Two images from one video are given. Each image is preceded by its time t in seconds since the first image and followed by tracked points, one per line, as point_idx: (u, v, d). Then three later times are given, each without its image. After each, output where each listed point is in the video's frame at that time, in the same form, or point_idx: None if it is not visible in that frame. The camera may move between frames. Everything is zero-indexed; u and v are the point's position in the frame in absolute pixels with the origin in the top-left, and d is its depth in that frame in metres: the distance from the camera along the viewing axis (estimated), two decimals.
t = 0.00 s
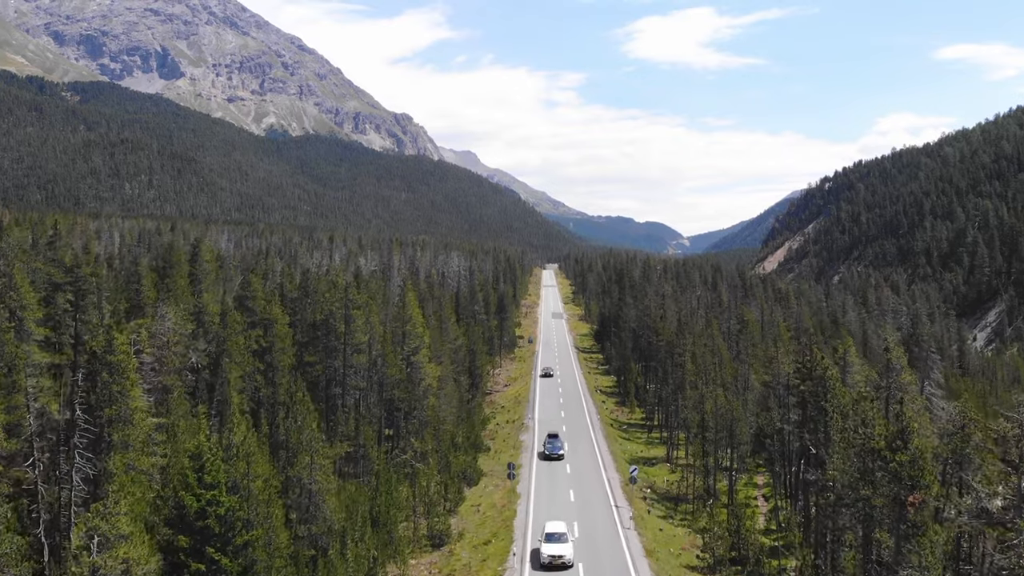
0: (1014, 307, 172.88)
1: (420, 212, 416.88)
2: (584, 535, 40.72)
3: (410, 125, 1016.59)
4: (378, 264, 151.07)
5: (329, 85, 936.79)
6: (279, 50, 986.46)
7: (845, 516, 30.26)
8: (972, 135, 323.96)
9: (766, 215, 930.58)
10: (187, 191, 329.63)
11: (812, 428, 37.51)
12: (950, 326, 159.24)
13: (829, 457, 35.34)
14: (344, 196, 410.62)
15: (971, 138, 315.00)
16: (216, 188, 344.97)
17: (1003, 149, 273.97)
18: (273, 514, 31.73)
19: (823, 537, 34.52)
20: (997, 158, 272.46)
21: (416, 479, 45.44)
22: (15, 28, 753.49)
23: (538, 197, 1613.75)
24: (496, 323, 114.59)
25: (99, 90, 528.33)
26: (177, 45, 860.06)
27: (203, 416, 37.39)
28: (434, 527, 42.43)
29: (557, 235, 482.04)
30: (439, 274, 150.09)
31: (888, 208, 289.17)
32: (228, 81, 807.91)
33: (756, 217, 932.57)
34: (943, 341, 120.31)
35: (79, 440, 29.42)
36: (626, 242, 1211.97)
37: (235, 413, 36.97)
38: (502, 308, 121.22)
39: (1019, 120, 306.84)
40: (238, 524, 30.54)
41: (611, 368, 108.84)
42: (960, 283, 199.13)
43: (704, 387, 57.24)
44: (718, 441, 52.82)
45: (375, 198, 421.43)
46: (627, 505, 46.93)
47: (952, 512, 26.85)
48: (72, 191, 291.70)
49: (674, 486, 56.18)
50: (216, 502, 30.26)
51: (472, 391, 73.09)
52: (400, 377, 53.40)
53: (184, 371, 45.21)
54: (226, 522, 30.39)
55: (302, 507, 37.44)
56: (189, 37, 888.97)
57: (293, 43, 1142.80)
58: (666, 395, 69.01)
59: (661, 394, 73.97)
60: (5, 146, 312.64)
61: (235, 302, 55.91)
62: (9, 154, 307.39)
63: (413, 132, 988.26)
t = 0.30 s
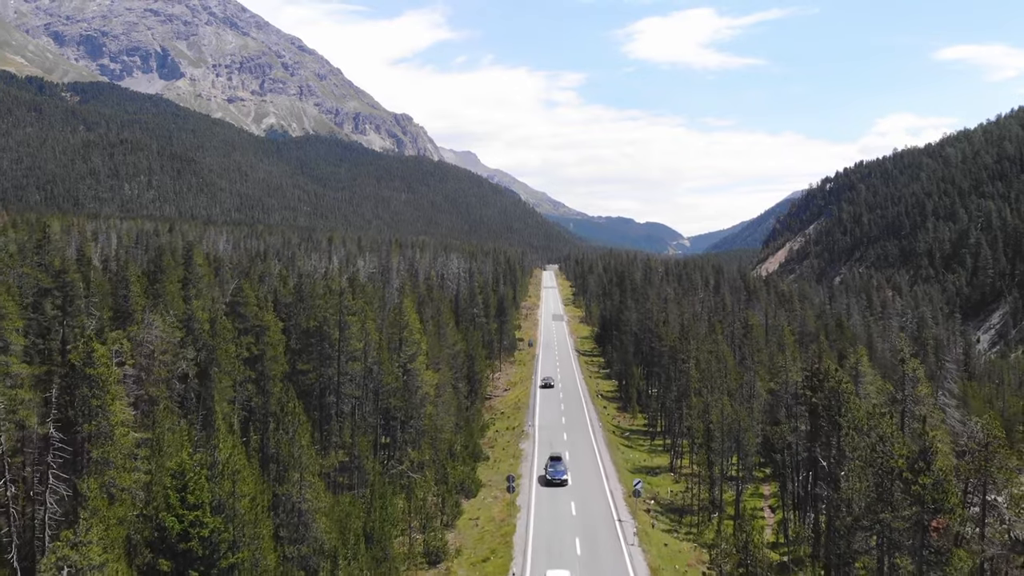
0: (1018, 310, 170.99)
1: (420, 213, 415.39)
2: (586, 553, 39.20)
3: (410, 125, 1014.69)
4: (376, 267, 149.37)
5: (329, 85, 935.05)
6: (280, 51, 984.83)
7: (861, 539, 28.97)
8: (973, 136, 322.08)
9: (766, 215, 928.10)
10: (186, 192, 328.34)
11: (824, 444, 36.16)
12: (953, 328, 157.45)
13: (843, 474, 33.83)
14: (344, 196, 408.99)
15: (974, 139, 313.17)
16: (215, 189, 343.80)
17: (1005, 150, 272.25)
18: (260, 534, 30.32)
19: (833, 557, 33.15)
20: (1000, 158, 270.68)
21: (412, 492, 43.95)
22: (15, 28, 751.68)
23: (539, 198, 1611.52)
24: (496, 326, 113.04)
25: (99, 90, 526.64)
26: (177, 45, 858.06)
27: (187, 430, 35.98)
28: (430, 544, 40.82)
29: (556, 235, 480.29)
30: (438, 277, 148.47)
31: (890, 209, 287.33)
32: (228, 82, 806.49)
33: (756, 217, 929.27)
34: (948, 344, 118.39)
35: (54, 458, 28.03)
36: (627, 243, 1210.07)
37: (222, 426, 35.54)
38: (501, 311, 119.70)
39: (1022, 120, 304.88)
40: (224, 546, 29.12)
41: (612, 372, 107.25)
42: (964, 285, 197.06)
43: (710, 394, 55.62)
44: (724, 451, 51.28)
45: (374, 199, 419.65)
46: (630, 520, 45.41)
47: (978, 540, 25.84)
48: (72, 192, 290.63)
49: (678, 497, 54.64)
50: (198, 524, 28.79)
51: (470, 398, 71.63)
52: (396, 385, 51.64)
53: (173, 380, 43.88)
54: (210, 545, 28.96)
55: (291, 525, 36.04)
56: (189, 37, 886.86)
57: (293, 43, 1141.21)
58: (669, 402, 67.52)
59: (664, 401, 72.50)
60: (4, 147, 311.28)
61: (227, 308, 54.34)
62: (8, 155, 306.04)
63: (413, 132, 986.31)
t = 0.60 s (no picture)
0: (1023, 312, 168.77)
1: (420, 213, 413.86)
2: (589, 569, 37.76)
3: (410, 126, 1013.63)
4: (374, 269, 147.74)
5: (328, 86, 933.84)
6: (280, 51, 982.84)
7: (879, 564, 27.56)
8: (975, 136, 320.73)
9: (766, 216, 926.10)
10: (186, 193, 327.17)
11: (838, 458, 34.74)
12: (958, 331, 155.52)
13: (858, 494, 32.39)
14: (343, 197, 407.36)
15: (975, 139, 311.47)
16: (214, 189, 342.31)
17: (1007, 151, 270.55)
18: (246, 559, 28.89)
19: None
20: (1002, 159, 268.98)
21: (409, 506, 42.56)
22: (15, 29, 750.73)
23: (539, 198, 1608.97)
24: (495, 329, 111.57)
25: (99, 91, 525.49)
26: (177, 46, 855.46)
27: (171, 447, 34.54)
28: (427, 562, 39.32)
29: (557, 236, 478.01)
30: (437, 279, 147.11)
31: (891, 210, 285.77)
32: (228, 82, 804.73)
33: (757, 218, 927.23)
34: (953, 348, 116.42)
35: (26, 479, 26.74)
36: (627, 243, 1209.06)
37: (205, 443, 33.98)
38: (501, 314, 118.15)
39: None
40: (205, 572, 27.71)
41: (614, 376, 105.47)
42: (967, 287, 194.83)
43: (714, 404, 54.21)
44: (731, 462, 49.79)
45: (374, 199, 417.73)
46: (634, 534, 43.96)
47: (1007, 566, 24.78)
48: (71, 193, 290.02)
49: (684, 509, 53.13)
50: (181, 546, 27.50)
51: (469, 405, 69.98)
52: (392, 394, 50.10)
53: (160, 392, 42.52)
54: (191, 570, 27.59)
55: (281, 545, 34.61)
56: (189, 38, 885.21)
57: (293, 44, 1139.75)
58: (674, 410, 65.97)
59: (667, 407, 70.98)
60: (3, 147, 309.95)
61: (218, 314, 52.91)
62: (6, 155, 304.55)
63: (413, 133, 984.67)
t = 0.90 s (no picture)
0: None
1: (420, 214, 412.52)
2: None
3: (410, 126, 1012.40)
4: (372, 272, 146.14)
5: (329, 87, 932.35)
6: (280, 51, 981.27)
7: None
8: (976, 137, 319.27)
9: (767, 216, 925.01)
10: (185, 194, 325.90)
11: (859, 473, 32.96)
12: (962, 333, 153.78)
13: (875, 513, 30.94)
14: (343, 197, 405.88)
15: (977, 140, 310.07)
16: (214, 190, 340.78)
17: (1010, 151, 269.08)
18: None
19: None
20: (1004, 160, 267.52)
21: (404, 521, 41.00)
22: (16, 29, 749.11)
23: (539, 198, 1607.01)
24: (495, 333, 109.99)
25: (99, 92, 524.11)
26: (177, 47, 854.20)
27: (152, 463, 33.02)
28: None
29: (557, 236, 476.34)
30: (436, 282, 145.45)
31: (893, 211, 284.22)
32: (228, 83, 802.93)
33: (758, 218, 925.65)
34: (958, 351, 114.81)
35: None
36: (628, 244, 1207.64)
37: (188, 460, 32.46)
38: (501, 316, 116.56)
39: None
40: None
41: (615, 380, 103.89)
42: (971, 288, 193.12)
43: (721, 413, 52.70)
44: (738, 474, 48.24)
45: (374, 200, 416.11)
46: (639, 550, 42.43)
47: None
48: (71, 193, 289.01)
49: (688, 521, 51.66)
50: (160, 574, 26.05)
51: (468, 412, 68.39)
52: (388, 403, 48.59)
53: (147, 403, 41.18)
54: None
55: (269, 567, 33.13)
56: (189, 38, 883.84)
57: (293, 44, 1138.42)
58: (678, 418, 64.45)
59: (670, 414, 69.46)
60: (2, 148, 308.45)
61: (208, 321, 51.35)
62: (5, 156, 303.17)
63: (413, 133, 982.95)
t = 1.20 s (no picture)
0: None
1: (420, 214, 411.19)
2: None
3: (410, 127, 1010.48)
4: (371, 274, 144.63)
5: (329, 87, 931.23)
6: (280, 51, 980.08)
7: None
8: (978, 138, 317.90)
9: (767, 216, 923.85)
10: (185, 194, 324.78)
11: (878, 491, 31.32)
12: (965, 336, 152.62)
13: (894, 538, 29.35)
14: (344, 198, 404.62)
15: (979, 140, 308.65)
16: (213, 190, 339.40)
17: (1012, 152, 267.64)
18: None
19: None
20: (1006, 161, 266.22)
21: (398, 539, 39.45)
22: (16, 29, 747.97)
23: (539, 199, 1604.04)
24: (495, 336, 108.47)
25: (99, 91, 522.30)
26: (177, 47, 852.89)
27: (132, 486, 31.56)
28: None
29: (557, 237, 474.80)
30: (436, 284, 143.64)
31: (894, 211, 282.67)
32: (228, 83, 801.66)
33: (758, 219, 924.36)
34: (962, 355, 113.27)
35: None
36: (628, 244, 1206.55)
37: (170, 481, 31.02)
38: (501, 319, 114.94)
39: None
40: None
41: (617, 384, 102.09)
42: (975, 290, 191.42)
43: (728, 424, 51.16)
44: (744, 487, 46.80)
45: (374, 200, 414.57)
46: (643, 566, 40.82)
47: None
48: (71, 194, 288.20)
49: (695, 534, 50.13)
50: None
51: (467, 421, 66.73)
52: (384, 412, 46.99)
53: (133, 415, 39.82)
54: None
55: None
56: (190, 38, 882.66)
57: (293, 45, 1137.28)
58: (683, 426, 62.72)
59: (674, 422, 67.87)
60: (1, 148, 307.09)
61: (197, 326, 49.86)
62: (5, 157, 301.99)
63: (413, 133, 981.79)
